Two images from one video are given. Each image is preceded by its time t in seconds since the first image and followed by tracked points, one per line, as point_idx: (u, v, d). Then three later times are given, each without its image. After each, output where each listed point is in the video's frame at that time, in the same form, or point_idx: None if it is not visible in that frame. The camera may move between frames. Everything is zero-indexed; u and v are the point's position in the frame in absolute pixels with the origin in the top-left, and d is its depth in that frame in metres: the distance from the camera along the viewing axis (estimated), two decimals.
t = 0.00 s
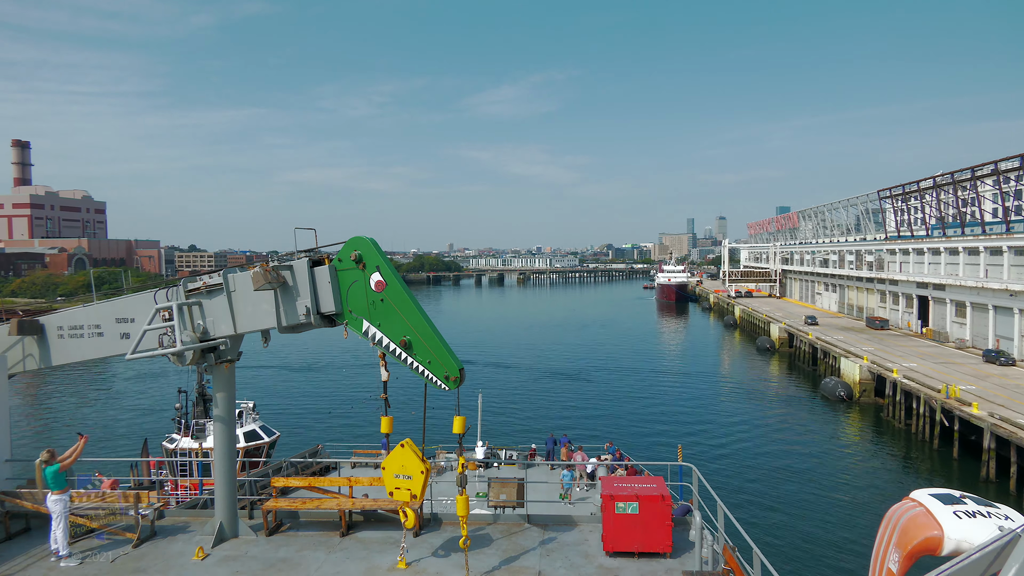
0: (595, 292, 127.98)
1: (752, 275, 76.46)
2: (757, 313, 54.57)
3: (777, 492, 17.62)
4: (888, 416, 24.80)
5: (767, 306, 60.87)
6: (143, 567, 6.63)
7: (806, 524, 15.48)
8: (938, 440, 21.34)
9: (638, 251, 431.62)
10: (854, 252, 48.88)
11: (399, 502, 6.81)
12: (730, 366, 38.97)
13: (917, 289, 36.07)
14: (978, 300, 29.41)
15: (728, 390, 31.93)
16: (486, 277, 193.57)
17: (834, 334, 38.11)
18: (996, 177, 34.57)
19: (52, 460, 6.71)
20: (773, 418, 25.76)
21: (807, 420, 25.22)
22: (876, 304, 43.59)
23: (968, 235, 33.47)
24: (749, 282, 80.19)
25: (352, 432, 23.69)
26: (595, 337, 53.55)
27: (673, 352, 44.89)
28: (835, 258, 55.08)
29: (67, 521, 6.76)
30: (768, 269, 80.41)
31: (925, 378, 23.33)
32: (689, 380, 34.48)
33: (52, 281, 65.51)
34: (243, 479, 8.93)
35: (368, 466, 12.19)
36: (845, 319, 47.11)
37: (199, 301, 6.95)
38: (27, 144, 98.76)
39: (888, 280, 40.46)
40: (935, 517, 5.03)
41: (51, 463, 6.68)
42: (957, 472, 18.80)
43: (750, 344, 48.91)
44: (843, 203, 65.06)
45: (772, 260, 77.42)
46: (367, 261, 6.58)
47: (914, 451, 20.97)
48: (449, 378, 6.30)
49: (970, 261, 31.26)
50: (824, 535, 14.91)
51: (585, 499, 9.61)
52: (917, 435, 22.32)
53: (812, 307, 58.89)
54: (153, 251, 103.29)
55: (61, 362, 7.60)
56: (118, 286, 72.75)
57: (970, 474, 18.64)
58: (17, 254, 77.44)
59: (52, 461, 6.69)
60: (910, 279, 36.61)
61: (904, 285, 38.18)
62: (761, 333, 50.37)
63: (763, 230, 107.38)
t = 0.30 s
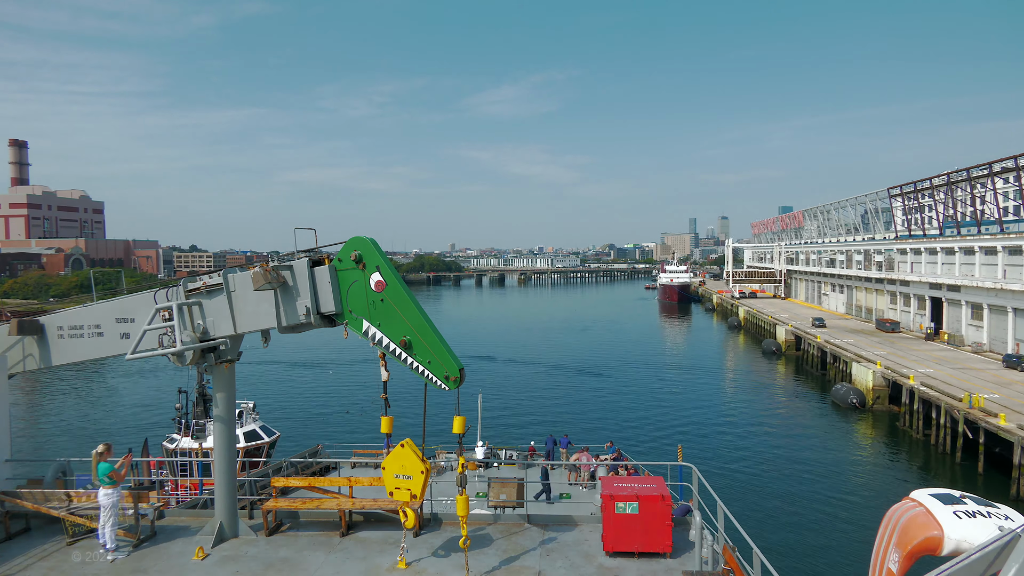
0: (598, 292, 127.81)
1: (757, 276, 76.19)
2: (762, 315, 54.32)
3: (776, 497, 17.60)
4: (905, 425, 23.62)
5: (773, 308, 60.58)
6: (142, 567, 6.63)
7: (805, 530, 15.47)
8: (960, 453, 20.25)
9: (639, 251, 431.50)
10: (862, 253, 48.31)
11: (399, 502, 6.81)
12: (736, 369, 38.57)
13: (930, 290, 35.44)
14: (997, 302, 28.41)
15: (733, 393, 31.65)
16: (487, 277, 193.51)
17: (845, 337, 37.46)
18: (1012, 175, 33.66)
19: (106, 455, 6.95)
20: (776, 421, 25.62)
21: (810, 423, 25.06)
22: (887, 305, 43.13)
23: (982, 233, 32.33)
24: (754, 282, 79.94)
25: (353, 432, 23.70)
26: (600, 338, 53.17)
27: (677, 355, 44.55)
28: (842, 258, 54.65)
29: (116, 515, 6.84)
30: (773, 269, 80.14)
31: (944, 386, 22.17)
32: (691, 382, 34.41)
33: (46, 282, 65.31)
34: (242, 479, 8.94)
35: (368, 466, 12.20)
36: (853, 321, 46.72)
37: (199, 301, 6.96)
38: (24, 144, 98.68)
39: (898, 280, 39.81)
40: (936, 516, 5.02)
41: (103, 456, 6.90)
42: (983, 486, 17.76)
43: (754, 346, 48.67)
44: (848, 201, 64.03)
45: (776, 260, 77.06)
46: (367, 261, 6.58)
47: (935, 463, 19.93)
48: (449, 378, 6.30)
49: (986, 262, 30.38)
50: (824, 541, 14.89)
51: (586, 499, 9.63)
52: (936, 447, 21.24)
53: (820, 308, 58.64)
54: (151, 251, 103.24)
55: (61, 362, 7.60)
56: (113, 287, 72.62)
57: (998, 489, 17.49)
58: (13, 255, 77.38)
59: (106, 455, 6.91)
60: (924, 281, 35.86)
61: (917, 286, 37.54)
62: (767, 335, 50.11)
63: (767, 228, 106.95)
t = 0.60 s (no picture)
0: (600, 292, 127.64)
1: (761, 277, 75.94)
2: (767, 316, 54.12)
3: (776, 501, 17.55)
4: (923, 437, 22.09)
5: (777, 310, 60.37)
6: (143, 567, 6.63)
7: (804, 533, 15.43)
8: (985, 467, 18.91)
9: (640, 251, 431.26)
10: (871, 253, 47.83)
11: (399, 502, 6.81)
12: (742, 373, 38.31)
13: (944, 292, 34.89)
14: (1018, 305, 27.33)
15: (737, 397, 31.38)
16: (488, 277, 193.30)
17: (854, 341, 36.89)
18: None
19: (106, 455, 6.96)
20: (777, 424, 25.54)
21: (813, 427, 24.90)
22: (897, 307, 42.70)
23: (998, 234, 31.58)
24: (759, 283, 79.62)
25: (353, 432, 23.68)
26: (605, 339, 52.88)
27: (681, 357, 44.34)
28: (848, 258, 54.27)
29: (116, 514, 6.85)
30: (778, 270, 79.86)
31: (964, 393, 20.87)
32: (693, 385, 34.30)
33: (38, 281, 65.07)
34: (242, 479, 8.93)
35: (368, 466, 12.18)
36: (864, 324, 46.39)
37: (199, 301, 6.95)
38: (23, 142, 98.82)
39: (910, 282, 39.15)
40: (936, 517, 5.02)
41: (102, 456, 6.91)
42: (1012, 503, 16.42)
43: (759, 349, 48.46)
44: (855, 199, 63.32)
45: (781, 260, 76.70)
46: (366, 261, 6.58)
47: (957, 478, 18.58)
48: (449, 378, 6.29)
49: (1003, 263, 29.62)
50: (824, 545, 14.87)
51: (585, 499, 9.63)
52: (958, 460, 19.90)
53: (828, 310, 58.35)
54: (149, 250, 103.28)
55: (61, 362, 7.60)
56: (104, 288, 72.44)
57: None
58: (10, 254, 77.35)
59: (106, 455, 6.93)
60: (938, 283, 35.14)
61: (930, 288, 36.97)
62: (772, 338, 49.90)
63: (772, 228, 106.60)
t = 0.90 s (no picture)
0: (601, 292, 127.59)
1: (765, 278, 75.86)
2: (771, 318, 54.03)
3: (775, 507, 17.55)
4: (943, 447, 21.34)
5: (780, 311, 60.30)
6: (143, 567, 6.63)
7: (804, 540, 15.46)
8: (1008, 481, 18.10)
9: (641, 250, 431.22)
10: (879, 253, 47.60)
11: (399, 502, 6.81)
12: (746, 376, 38.18)
13: (956, 293, 34.65)
14: None
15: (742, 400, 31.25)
16: (487, 277, 193.31)
17: (862, 345, 36.61)
18: None
19: (107, 454, 7.00)
20: (779, 429, 25.50)
21: (816, 433, 24.83)
22: (907, 308, 42.53)
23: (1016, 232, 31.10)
24: (762, 283, 79.51)
25: (353, 432, 23.67)
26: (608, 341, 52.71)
27: (685, 359, 44.24)
28: (855, 258, 54.08)
29: (115, 513, 6.84)
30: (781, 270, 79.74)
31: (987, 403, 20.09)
32: (695, 387, 34.28)
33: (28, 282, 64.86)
34: (242, 479, 8.93)
35: (368, 466, 12.18)
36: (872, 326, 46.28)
37: (199, 301, 6.95)
38: (18, 142, 98.94)
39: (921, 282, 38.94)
40: (935, 516, 5.02)
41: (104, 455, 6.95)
42: None
43: (762, 351, 48.36)
44: (860, 198, 63.07)
45: (785, 260, 76.56)
46: (366, 261, 6.58)
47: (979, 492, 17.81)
48: (449, 378, 6.29)
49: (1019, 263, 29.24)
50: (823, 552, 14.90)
51: (585, 499, 9.63)
52: (981, 473, 19.10)
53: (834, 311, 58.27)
54: (145, 251, 103.35)
55: (61, 362, 7.60)
56: (96, 291, 72.75)
57: None
58: (6, 254, 77.32)
59: (107, 454, 6.97)
60: (952, 283, 34.77)
61: (942, 289, 36.72)
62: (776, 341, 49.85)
63: (775, 228, 106.43)
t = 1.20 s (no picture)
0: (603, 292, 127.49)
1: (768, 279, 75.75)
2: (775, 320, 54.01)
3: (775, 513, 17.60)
4: (962, 461, 21.10)
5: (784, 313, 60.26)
6: (143, 567, 6.64)
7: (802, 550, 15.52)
8: None
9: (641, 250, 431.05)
10: (886, 253, 47.49)
11: (399, 502, 6.81)
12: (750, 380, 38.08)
13: (970, 293, 34.50)
14: None
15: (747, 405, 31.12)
16: (487, 277, 193.24)
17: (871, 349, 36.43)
18: None
19: (87, 458, 6.96)
20: (781, 435, 25.48)
21: (821, 441, 24.74)
22: (916, 311, 42.43)
23: None
24: (765, 284, 79.43)
25: (354, 432, 23.67)
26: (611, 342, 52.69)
27: (688, 361, 44.19)
28: (861, 259, 53.99)
29: (99, 515, 6.81)
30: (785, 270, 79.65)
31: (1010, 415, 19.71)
32: (698, 390, 34.25)
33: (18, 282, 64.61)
34: (242, 479, 8.93)
35: (368, 466, 12.18)
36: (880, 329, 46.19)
37: (199, 301, 6.95)
38: (13, 139, 98.31)
39: (933, 284, 38.79)
40: (936, 517, 5.02)
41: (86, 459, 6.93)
42: None
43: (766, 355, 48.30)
44: (865, 198, 62.94)
45: (789, 260, 76.44)
46: (366, 261, 6.58)
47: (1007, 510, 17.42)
48: (449, 378, 6.29)
49: None
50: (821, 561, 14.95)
51: (586, 499, 9.64)
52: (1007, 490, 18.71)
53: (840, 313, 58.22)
54: (141, 250, 103.33)
55: (61, 362, 7.60)
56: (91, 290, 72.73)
57: None
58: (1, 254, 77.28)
59: (87, 457, 6.93)
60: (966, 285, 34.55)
61: (953, 290, 36.57)
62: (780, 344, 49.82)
63: (778, 227, 106.27)
